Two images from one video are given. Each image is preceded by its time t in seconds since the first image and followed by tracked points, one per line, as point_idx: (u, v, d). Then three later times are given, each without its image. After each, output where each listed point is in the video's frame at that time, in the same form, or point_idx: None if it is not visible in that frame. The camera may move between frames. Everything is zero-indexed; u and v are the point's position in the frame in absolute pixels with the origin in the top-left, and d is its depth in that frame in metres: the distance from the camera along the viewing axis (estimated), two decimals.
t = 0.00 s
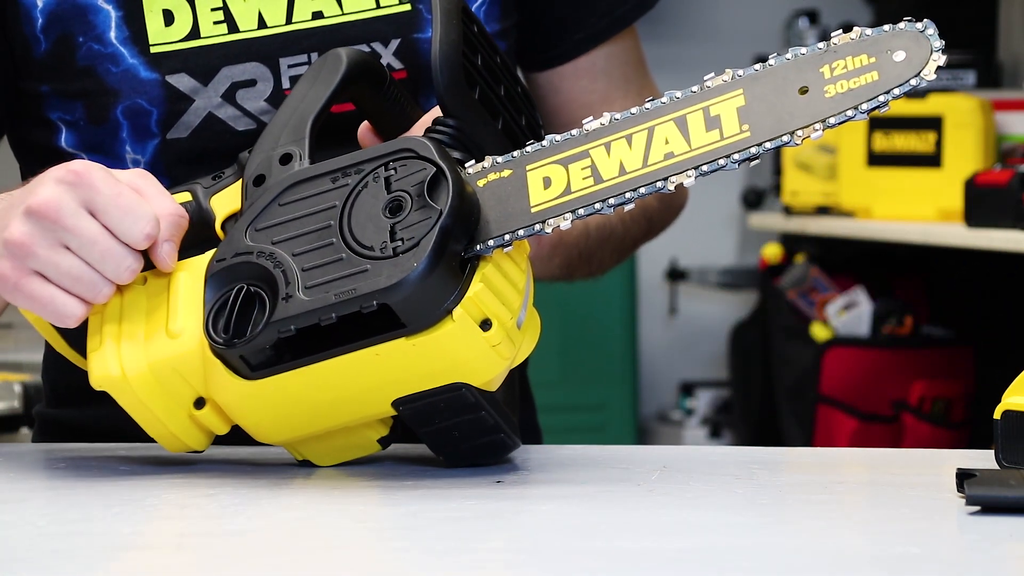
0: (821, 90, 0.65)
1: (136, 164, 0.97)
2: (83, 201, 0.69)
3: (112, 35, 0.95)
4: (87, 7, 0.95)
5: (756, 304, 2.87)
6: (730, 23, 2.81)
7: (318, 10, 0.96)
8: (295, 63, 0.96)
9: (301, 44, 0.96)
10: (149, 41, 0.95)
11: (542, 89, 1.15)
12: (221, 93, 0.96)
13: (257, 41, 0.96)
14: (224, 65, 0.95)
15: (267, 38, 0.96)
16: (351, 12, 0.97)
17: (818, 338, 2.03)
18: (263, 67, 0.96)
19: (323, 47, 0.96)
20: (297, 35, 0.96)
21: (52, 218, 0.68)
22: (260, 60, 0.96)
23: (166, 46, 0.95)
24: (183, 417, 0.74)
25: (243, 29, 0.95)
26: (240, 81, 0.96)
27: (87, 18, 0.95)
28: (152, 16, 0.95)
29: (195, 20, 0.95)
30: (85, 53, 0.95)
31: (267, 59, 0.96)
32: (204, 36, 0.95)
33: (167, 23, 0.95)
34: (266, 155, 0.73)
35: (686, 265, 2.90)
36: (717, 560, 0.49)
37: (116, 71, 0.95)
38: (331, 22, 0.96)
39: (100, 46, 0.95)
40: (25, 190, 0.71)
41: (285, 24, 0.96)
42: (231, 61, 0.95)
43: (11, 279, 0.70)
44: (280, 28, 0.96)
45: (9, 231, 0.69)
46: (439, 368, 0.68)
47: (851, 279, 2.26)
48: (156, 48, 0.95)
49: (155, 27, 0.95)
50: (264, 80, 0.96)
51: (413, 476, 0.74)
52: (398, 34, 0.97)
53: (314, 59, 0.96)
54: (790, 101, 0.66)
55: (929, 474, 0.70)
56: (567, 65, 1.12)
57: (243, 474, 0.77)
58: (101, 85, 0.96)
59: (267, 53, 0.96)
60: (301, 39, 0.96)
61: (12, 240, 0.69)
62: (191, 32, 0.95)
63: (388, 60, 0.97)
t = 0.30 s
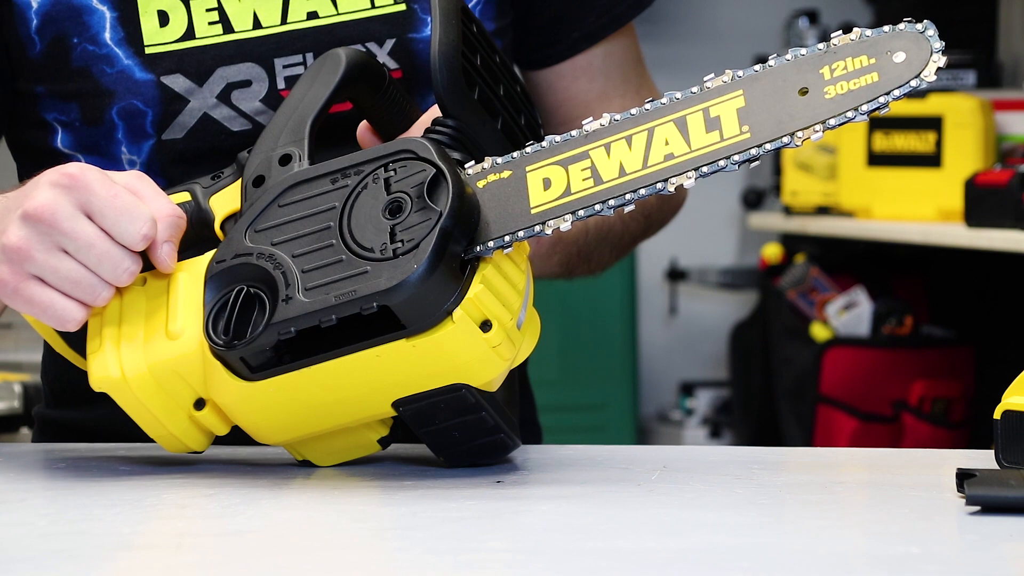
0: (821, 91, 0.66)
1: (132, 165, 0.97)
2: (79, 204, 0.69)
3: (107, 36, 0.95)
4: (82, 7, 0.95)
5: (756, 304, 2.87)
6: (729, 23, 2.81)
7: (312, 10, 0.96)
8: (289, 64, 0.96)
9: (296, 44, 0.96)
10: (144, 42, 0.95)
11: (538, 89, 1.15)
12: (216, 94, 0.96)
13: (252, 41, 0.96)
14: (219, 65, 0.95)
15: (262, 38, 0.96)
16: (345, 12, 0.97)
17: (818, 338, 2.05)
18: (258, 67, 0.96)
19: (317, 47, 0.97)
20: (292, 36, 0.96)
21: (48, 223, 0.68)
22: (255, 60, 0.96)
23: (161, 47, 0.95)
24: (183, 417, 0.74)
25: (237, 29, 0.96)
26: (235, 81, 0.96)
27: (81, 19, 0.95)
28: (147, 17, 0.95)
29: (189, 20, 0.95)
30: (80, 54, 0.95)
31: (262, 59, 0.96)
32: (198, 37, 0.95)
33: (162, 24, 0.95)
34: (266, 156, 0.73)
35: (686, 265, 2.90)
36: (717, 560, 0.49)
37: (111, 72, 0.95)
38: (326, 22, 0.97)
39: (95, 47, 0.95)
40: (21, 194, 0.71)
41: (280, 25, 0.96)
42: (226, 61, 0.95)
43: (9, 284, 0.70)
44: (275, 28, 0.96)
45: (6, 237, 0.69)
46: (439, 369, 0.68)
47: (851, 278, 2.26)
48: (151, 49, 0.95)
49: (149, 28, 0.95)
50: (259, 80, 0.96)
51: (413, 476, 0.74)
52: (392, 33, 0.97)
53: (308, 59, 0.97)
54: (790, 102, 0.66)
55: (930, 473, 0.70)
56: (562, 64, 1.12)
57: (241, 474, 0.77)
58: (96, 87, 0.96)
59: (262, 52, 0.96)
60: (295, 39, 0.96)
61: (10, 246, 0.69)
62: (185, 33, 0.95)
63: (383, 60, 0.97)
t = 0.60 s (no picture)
0: (823, 97, 0.65)
1: (130, 161, 0.97)
2: (85, 204, 0.69)
3: (105, 31, 0.95)
4: (80, 3, 0.95)
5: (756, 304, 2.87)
6: (729, 22, 2.81)
7: (310, 5, 0.97)
8: (287, 58, 0.96)
9: (293, 39, 0.96)
10: (142, 37, 0.95)
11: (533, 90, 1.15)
12: (215, 89, 0.96)
13: (250, 36, 0.96)
14: (217, 61, 0.95)
15: (260, 33, 0.96)
16: (343, 7, 0.97)
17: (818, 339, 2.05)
18: (256, 62, 0.96)
19: (315, 42, 0.97)
20: (289, 30, 0.96)
21: (54, 223, 0.68)
22: (253, 55, 0.96)
23: (159, 42, 0.95)
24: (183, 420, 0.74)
25: (235, 24, 0.96)
26: (233, 76, 0.96)
27: (80, 15, 0.95)
28: (145, 12, 0.95)
29: (188, 15, 0.96)
30: (78, 50, 0.95)
31: (260, 54, 0.96)
32: (196, 32, 0.95)
33: (160, 19, 0.95)
34: (265, 158, 0.73)
35: (686, 265, 2.90)
36: (717, 561, 0.49)
37: (110, 68, 0.95)
38: (323, 17, 0.97)
39: (93, 43, 0.95)
40: (27, 195, 0.71)
41: (278, 19, 0.96)
42: (224, 56, 0.96)
43: (13, 282, 0.70)
44: (273, 23, 0.96)
45: (11, 235, 0.69)
46: (439, 372, 0.68)
47: (851, 277, 2.25)
48: (149, 45, 0.95)
49: (147, 23, 0.95)
50: (256, 75, 0.96)
51: (413, 476, 0.74)
52: (389, 29, 0.97)
53: (306, 54, 0.97)
54: (793, 108, 0.66)
55: (929, 473, 0.70)
56: (556, 65, 1.12)
57: (239, 472, 0.76)
58: (94, 83, 0.95)
59: (260, 47, 0.96)
60: (293, 34, 0.96)
61: (15, 244, 0.69)
62: (184, 27, 0.95)
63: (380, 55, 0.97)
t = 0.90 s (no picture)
0: (828, 96, 0.66)
1: (129, 161, 0.97)
2: (89, 202, 0.69)
3: (105, 31, 0.95)
4: (80, 3, 0.95)
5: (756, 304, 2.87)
6: (729, 23, 2.81)
7: (309, 6, 0.97)
8: (286, 59, 0.96)
9: (293, 40, 0.96)
10: (142, 37, 0.96)
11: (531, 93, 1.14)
12: (214, 89, 0.96)
13: (249, 37, 0.96)
14: (217, 61, 0.95)
15: (259, 34, 0.96)
16: (342, 8, 0.97)
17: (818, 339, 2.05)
18: (255, 63, 0.96)
19: (314, 43, 0.97)
20: (288, 31, 0.96)
21: (58, 220, 0.68)
22: (252, 56, 0.96)
23: (158, 42, 0.95)
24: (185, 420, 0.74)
25: (235, 25, 0.96)
26: (232, 76, 0.96)
27: (79, 14, 0.95)
28: (145, 12, 0.95)
29: (187, 16, 0.96)
30: (77, 49, 0.95)
31: (259, 55, 0.96)
32: (196, 32, 0.95)
33: (159, 19, 0.95)
34: (267, 157, 0.73)
35: (686, 265, 2.90)
36: (717, 561, 0.49)
37: (109, 67, 0.95)
38: (322, 18, 0.97)
39: (93, 42, 0.95)
40: (29, 193, 0.71)
41: (277, 21, 0.96)
42: (223, 57, 0.96)
43: (16, 280, 0.70)
44: (272, 24, 0.96)
45: (15, 233, 0.69)
46: (443, 372, 0.68)
47: (851, 277, 2.25)
48: (149, 44, 0.95)
49: (147, 23, 0.95)
50: (256, 75, 0.96)
51: (413, 476, 0.74)
52: (388, 30, 0.97)
53: (305, 55, 0.97)
54: (797, 107, 0.66)
55: (930, 473, 0.70)
56: (554, 68, 1.12)
57: (238, 473, 0.76)
58: (93, 82, 0.96)
59: (259, 48, 0.96)
60: (292, 35, 0.97)
61: (18, 242, 0.69)
62: (183, 27, 0.95)
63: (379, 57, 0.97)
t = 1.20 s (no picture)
0: (850, 102, 0.67)
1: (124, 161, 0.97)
2: (98, 184, 0.69)
3: (99, 31, 0.95)
4: (74, 2, 0.95)
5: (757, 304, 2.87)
6: (728, 23, 2.81)
7: (304, 7, 0.97)
8: (281, 60, 0.96)
9: (288, 41, 0.96)
10: (136, 37, 0.96)
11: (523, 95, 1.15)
12: (208, 90, 0.96)
13: (244, 38, 0.96)
14: (211, 62, 0.95)
15: (254, 35, 0.96)
16: (336, 9, 0.97)
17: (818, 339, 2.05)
18: (250, 64, 0.96)
19: (309, 44, 0.97)
20: (283, 33, 0.96)
21: (67, 202, 0.68)
22: (247, 56, 0.96)
23: (153, 42, 0.96)
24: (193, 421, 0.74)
25: (230, 26, 0.96)
26: (227, 77, 0.96)
27: (74, 14, 0.95)
28: (140, 13, 0.96)
29: (181, 16, 0.96)
30: (71, 49, 0.95)
31: (254, 55, 0.96)
32: (190, 32, 0.96)
33: (154, 20, 0.96)
34: (275, 159, 0.73)
35: (686, 265, 2.90)
36: (716, 560, 0.49)
37: (103, 67, 0.95)
38: (316, 19, 0.97)
39: (87, 42, 0.95)
40: (37, 183, 0.71)
41: (272, 21, 0.96)
42: (218, 57, 0.96)
43: (28, 267, 0.69)
44: (266, 25, 0.96)
45: (26, 219, 0.69)
46: (460, 374, 0.68)
47: (850, 277, 2.25)
48: (143, 44, 0.96)
49: (141, 23, 0.96)
50: (250, 76, 0.96)
51: (412, 476, 0.74)
52: (383, 31, 0.98)
53: (299, 56, 0.96)
54: (820, 112, 0.68)
55: (930, 474, 0.70)
56: (543, 70, 1.12)
57: (234, 474, 0.76)
58: (88, 82, 0.96)
59: (254, 49, 0.96)
60: (287, 36, 0.96)
61: (29, 227, 0.69)
62: (178, 28, 0.96)
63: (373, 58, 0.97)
